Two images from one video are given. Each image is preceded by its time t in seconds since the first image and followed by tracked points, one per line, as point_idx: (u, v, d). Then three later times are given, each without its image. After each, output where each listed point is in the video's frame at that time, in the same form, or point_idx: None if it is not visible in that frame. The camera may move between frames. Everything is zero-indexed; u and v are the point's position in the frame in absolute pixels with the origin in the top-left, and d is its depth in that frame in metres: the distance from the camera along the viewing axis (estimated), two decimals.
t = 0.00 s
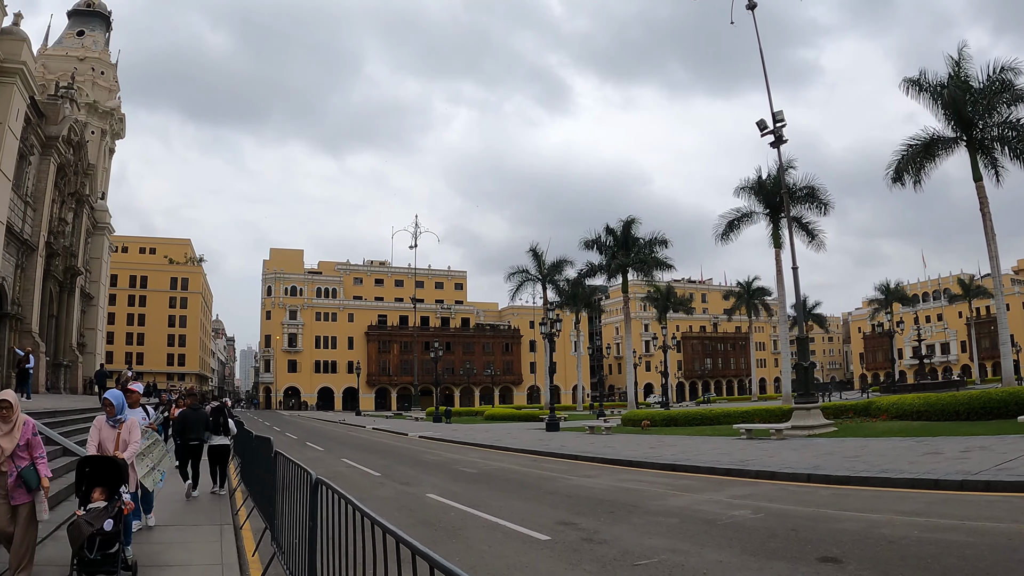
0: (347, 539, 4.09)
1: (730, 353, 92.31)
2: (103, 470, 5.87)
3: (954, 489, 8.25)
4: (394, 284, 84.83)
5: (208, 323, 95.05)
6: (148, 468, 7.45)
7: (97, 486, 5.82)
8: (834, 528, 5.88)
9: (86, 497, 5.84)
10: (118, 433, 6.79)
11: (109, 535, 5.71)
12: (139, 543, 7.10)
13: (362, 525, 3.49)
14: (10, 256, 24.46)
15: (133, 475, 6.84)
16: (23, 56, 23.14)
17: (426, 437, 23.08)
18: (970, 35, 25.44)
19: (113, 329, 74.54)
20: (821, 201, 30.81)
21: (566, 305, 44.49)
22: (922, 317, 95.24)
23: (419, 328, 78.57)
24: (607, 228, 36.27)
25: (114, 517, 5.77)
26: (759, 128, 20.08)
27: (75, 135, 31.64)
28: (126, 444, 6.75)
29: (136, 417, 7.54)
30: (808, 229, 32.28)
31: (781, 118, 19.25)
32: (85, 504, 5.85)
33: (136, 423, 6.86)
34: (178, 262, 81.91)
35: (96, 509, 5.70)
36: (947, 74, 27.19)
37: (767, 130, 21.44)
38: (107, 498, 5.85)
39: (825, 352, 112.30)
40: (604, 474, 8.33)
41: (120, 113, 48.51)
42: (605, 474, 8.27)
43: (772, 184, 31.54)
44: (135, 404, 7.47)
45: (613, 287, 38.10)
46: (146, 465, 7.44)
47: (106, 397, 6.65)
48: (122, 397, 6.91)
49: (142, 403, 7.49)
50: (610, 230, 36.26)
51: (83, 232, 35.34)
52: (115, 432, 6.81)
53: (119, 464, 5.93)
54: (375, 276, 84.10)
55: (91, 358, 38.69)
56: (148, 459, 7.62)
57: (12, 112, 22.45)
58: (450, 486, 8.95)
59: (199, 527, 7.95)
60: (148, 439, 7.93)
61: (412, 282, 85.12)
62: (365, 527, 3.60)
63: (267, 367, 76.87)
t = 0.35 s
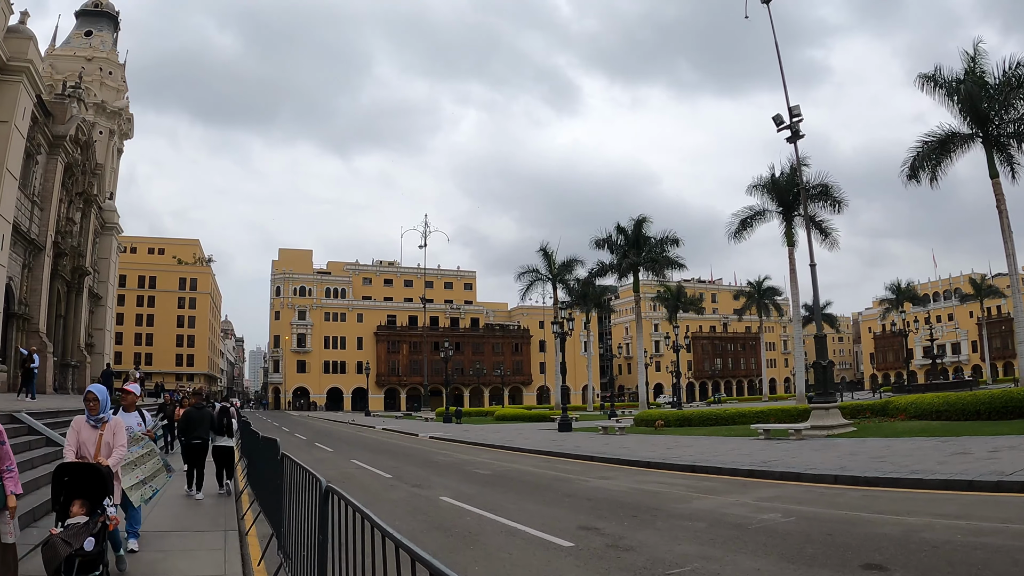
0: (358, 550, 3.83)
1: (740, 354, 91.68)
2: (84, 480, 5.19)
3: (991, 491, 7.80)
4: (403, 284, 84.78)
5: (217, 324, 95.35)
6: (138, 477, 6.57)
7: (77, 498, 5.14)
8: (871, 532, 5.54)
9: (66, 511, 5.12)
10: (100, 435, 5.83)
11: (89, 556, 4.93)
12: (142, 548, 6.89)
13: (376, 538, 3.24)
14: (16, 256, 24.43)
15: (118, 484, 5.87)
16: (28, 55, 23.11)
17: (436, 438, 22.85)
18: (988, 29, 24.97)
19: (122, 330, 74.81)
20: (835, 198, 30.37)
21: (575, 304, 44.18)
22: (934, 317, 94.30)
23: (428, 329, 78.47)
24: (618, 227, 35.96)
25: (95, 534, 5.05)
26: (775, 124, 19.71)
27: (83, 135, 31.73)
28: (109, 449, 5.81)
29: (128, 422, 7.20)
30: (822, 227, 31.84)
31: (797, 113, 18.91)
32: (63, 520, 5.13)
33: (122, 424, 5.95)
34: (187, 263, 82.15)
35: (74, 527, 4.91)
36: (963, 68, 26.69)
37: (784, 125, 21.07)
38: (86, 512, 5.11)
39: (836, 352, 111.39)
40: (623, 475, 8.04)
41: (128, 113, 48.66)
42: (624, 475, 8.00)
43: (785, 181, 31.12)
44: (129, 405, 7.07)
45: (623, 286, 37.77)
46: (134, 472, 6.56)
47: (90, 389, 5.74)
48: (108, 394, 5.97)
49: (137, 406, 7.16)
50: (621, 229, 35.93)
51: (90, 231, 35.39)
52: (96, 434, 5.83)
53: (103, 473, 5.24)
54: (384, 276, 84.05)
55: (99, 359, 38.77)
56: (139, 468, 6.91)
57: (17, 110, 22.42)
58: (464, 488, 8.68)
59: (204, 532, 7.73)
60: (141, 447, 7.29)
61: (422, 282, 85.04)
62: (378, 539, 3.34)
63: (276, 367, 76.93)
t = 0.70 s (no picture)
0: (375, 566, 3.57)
1: (748, 354, 91.07)
2: (63, 496, 4.36)
3: None
4: (411, 285, 84.64)
5: (224, 324, 95.49)
6: (137, 487, 6.14)
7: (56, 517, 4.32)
8: (911, 538, 5.26)
9: (42, 535, 4.30)
10: (84, 447, 5.00)
11: None
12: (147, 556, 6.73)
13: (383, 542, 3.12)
14: (22, 256, 24.38)
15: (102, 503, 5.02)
16: (34, 53, 23.07)
17: (448, 439, 22.59)
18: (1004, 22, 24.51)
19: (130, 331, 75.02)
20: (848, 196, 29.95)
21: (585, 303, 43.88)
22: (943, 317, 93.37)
23: (436, 330, 78.30)
24: (627, 227, 35.63)
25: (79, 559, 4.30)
26: (791, 119, 19.36)
27: (89, 135, 31.73)
28: (94, 462, 4.98)
29: (118, 424, 6.44)
30: (834, 226, 31.42)
31: (814, 108, 18.55)
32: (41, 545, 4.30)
33: (110, 434, 5.13)
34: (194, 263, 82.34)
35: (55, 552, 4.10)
36: (978, 64, 26.21)
37: (800, 121, 20.69)
38: (68, 534, 4.29)
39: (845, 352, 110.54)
40: (643, 478, 7.77)
41: (135, 113, 48.80)
42: (644, 478, 7.71)
43: (798, 179, 30.70)
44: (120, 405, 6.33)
45: (633, 285, 37.43)
46: (131, 483, 6.11)
47: (78, 393, 4.92)
48: (98, 398, 5.18)
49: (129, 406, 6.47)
50: (631, 228, 35.60)
51: (97, 231, 35.44)
52: (79, 446, 5.01)
53: (85, 487, 4.42)
54: (392, 277, 83.93)
55: (105, 360, 38.79)
56: (134, 475, 6.19)
57: (23, 109, 22.45)
58: (479, 492, 8.44)
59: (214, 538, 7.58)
60: (133, 453, 6.29)
61: (430, 282, 84.91)
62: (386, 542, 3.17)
63: (283, 368, 76.87)
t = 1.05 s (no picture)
0: None
1: (758, 354, 90.37)
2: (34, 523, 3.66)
3: None
4: (420, 286, 84.53)
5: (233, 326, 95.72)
6: (119, 501, 5.41)
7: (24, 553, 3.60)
8: (952, 544, 5.02)
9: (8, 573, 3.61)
10: (67, 455, 4.42)
11: None
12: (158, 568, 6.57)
13: (400, 559, 2.99)
14: (29, 256, 24.37)
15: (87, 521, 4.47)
16: (41, 52, 23.06)
17: (458, 441, 22.30)
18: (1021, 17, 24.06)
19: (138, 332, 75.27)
20: (862, 195, 29.53)
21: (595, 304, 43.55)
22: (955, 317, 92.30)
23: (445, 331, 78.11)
24: (638, 227, 35.32)
25: None
26: (808, 115, 19.00)
27: (97, 135, 31.82)
28: (78, 473, 4.41)
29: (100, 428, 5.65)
30: (848, 225, 30.99)
31: (831, 104, 18.20)
32: None
33: (97, 439, 4.54)
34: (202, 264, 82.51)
35: None
36: (995, 59, 25.74)
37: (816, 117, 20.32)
38: None
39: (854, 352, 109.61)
40: (665, 481, 7.50)
41: (142, 114, 49.03)
42: (665, 482, 7.42)
43: (811, 177, 30.27)
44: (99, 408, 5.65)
45: (643, 285, 37.09)
46: (113, 496, 5.37)
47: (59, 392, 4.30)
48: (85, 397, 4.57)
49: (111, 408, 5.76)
50: (642, 228, 35.29)
51: (105, 231, 35.49)
52: (61, 452, 4.42)
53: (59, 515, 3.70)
54: (401, 278, 83.81)
55: (113, 360, 38.81)
56: (117, 487, 5.44)
57: (30, 109, 22.50)
58: (495, 496, 8.18)
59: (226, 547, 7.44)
60: (117, 461, 5.53)
61: (438, 283, 84.77)
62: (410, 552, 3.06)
63: (292, 369, 76.89)
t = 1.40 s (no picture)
0: None
1: (770, 355, 89.57)
2: None
3: None
4: (431, 287, 84.47)
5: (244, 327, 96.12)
6: (88, 522, 4.36)
7: None
8: (1003, 550, 4.71)
9: None
10: (10, 465, 3.81)
11: None
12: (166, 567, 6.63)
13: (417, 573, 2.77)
14: (38, 257, 24.42)
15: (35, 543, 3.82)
16: (49, 52, 23.08)
17: (471, 442, 22.04)
18: None
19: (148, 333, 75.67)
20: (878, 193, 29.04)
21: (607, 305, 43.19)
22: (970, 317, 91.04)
23: (455, 332, 77.93)
24: (650, 226, 34.97)
25: None
26: (827, 110, 18.62)
27: (106, 136, 31.94)
28: (24, 488, 3.80)
29: (75, 437, 4.71)
30: (864, 223, 30.49)
31: (851, 98, 17.82)
32: None
33: (47, 445, 3.95)
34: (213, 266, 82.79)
35: None
36: (1013, 54, 25.24)
37: (835, 112, 19.93)
38: None
39: (866, 353, 108.41)
40: (689, 484, 7.21)
41: (153, 115, 49.27)
42: (690, 484, 7.15)
43: (826, 175, 29.83)
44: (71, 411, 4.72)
45: (656, 285, 36.71)
46: (82, 517, 4.35)
47: None
48: (33, 399, 3.97)
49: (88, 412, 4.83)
50: (655, 227, 34.93)
51: (115, 232, 35.63)
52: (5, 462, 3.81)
53: None
54: (411, 279, 83.78)
55: (123, 362, 38.94)
56: (88, 506, 4.43)
57: (39, 109, 22.60)
58: (512, 500, 7.90)
59: (233, 545, 7.56)
60: (94, 475, 4.56)
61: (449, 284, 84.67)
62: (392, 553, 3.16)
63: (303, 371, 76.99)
